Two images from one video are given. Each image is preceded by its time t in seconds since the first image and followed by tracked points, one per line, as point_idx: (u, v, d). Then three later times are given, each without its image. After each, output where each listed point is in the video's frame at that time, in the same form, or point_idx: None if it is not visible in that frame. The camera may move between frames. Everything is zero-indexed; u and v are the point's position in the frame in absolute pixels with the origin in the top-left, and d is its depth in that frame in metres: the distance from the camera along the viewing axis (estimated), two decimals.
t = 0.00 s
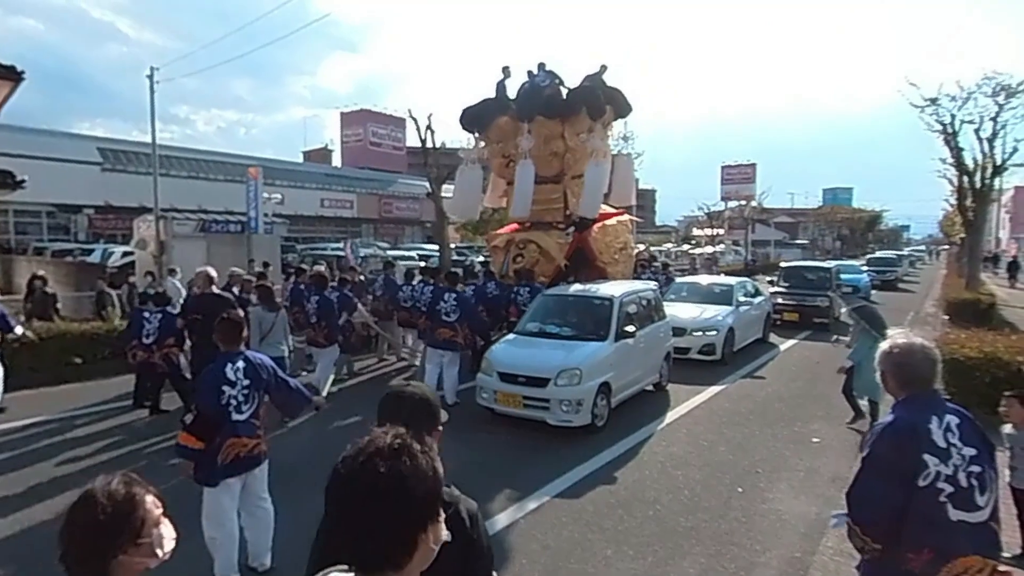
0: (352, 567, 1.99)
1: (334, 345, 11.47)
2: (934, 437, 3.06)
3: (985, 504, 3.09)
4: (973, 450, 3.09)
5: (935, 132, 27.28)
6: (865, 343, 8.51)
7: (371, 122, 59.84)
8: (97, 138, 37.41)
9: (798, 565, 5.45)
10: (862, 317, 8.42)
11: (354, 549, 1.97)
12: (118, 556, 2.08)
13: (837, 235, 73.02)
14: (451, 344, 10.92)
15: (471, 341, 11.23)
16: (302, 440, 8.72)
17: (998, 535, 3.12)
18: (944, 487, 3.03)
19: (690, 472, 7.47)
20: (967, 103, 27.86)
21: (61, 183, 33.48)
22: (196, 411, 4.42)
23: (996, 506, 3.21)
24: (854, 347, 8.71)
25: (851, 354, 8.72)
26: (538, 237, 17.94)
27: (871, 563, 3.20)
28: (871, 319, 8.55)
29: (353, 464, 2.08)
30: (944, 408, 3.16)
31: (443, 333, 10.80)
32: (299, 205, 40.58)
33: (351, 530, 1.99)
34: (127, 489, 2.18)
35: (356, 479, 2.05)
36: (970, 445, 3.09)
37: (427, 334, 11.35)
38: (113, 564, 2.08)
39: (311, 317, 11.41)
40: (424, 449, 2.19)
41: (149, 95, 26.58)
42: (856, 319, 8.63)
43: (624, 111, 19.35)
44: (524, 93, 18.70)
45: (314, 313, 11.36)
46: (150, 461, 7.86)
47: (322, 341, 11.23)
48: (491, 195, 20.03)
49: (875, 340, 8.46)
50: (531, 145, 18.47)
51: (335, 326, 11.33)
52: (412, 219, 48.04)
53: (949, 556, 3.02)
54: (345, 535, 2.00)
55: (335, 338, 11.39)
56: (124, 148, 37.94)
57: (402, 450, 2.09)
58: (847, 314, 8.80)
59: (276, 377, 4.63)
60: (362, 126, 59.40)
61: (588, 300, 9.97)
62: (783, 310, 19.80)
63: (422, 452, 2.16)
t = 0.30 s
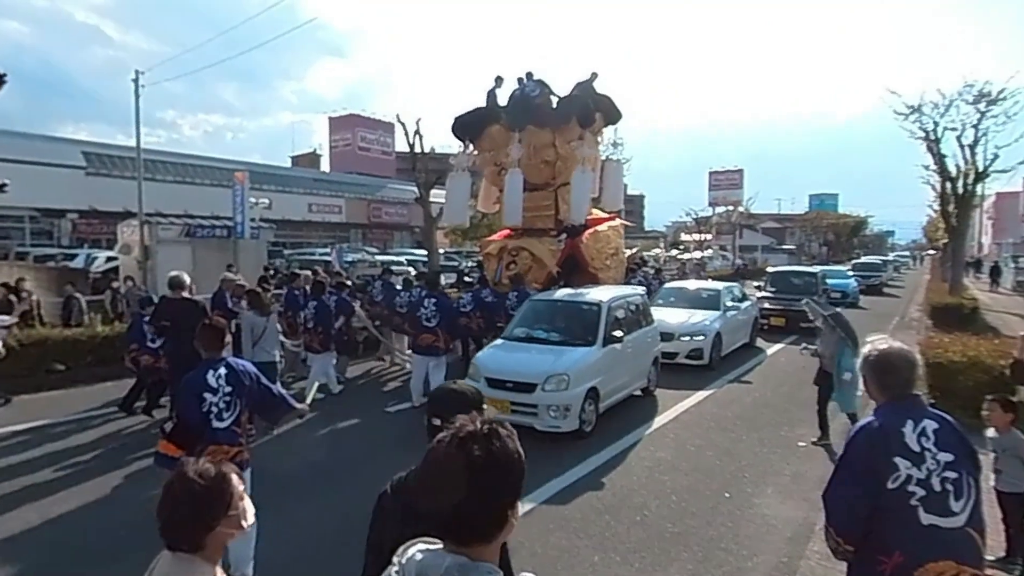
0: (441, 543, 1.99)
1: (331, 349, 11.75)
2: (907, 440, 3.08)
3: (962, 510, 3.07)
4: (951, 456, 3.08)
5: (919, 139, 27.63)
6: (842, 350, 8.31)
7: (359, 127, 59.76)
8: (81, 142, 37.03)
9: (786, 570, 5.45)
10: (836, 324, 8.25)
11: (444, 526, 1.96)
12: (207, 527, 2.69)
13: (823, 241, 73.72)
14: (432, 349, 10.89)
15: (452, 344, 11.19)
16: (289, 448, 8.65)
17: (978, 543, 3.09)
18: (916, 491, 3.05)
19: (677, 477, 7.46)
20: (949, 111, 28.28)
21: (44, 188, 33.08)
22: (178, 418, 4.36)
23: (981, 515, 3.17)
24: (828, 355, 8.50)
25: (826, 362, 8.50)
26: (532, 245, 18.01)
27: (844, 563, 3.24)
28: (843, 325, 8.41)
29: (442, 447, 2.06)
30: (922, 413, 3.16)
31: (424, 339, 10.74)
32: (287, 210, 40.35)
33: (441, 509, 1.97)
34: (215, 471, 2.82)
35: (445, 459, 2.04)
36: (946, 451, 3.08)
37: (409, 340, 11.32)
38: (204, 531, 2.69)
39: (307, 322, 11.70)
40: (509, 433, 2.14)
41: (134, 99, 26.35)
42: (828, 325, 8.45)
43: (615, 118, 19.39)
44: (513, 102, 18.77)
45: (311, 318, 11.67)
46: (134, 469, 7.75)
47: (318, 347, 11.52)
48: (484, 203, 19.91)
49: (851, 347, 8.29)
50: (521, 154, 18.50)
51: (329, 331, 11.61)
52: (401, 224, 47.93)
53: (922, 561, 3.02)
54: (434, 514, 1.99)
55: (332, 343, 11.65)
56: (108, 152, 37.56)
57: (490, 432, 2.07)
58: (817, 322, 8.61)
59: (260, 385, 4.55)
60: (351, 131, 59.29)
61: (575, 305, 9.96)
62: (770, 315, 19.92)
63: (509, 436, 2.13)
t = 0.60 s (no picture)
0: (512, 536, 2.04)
1: (329, 351, 11.75)
2: (882, 434, 3.13)
3: (934, 506, 3.09)
4: (928, 454, 3.10)
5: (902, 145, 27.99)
6: (825, 347, 8.04)
7: (348, 131, 59.55)
8: (64, 145, 36.55)
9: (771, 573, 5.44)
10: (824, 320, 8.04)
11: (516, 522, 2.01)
12: (267, 515, 2.84)
13: (809, 246, 74.41)
14: (412, 352, 10.84)
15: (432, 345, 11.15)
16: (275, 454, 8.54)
17: (951, 542, 3.09)
18: (887, 483, 3.10)
19: (663, 482, 7.44)
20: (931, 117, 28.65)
21: (26, 191, 32.60)
22: (154, 424, 4.28)
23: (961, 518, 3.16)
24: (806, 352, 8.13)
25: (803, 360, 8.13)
26: (522, 249, 17.93)
27: (817, 552, 3.32)
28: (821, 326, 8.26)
29: (515, 440, 2.09)
30: (902, 410, 3.20)
31: (404, 344, 10.71)
32: (274, 214, 40.04)
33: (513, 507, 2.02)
34: (275, 464, 2.96)
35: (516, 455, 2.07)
36: (924, 448, 3.11)
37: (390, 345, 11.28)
38: (264, 519, 2.85)
39: (304, 326, 11.66)
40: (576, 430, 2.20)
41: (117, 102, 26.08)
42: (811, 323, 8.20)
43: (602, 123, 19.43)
44: (503, 109, 18.70)
45: (308, 322, 11.62)
46: (117, 475, 7.64)
47: (317, 349, 11.50)
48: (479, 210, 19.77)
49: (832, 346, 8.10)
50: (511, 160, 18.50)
51: (327, 334, 11.60)
52: (389, 228, 47.76)
53: (887, 551, 3.08)
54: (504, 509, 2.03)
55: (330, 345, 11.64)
56: (92, 155, 37.09)
57: (564, 427, 2.12)
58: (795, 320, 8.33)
59: (239, 389, 4.48)
60: (339, 135, 59.08)
61: (561, 308, 9.95)
62: (756, 319, 20.02)
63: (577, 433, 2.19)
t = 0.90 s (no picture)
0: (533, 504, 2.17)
1: (320, 354, 11.69)
2: (842, 423, 3.35)
3: (891, 492, 3.23)
4: (887, 443, 3.26)
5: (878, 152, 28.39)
6: (789, 354, 7.81)
7: (331, 135, 59.22)
8: (40, 148, 35.90)
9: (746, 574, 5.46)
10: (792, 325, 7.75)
11: (539, 486, 2.15)
12: (320, 486, 2.95)
13: (789, 251, 75.19)
14: (389, 355, 10.75)
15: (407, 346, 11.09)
16: (250, 459, 8.40)
17: (908, 529, 3.22)
18: (843, 468, 3.30)
19: (642, 485, 7.43)
20: (907, 124, 29.11)
21: None
22: (116, 429, 4.17)
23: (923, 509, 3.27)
24: (770, 358, 7.89)
25: (767, 366, 7.89)
26: (506, 252, 17.94)
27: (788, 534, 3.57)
28: (789, 331, 7.95)
29: (523, 417, 2.25)
30: (867, 403, 3.38)
31: (379, 346, 10.61)
32: (255, 219, 39.60)
33: (539, 471, 2.16)
34: (327, 444, 3.07)
35: (538, 425, 2.23)
36: (884, 438, 3.27)
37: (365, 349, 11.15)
38: (315, 494, 2.96)
39: (293, 328, 11.48)
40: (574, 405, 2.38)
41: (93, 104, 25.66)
42: (778, 328, 7.91)
43: (587, 129, 19.40)
44: (487, 115, 18.74)
45: (297, 324, 11.44)
46: (86, 481, 7.47)
47: (308, 351, 11.44)
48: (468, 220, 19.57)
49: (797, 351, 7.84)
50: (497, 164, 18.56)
51: (317, 336, 11.51)
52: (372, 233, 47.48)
53: (841, 531, 3.27)
54: (530, 475, 2.17)
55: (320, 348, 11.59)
56: (68, 159, 36.46)
57: (565, 402, 2.29)
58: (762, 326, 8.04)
59: (207, 394, 4.38)
60: (322, 139, 58.73)
61: (541, 313, 9.91)
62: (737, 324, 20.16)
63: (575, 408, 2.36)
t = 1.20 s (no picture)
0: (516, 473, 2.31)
1: (314, 358, 11.74)
2: (810, 421, 3.42)
3: (853, 487, 3.27)
4: (852, 441, 3.31)
5: (856, 159, 28.86)
6: (755, 358, 7.91)
7: (313, 140, 58.87)
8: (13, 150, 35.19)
9: None
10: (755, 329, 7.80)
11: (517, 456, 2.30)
12: (366, 467, 3.10)
13: (770, 256, 76.07)
14: (368, 359, 10.66)
15: (388, 351, 11.06)
16: (226, 464, 8.27)
17: (871, 525, 3.24)
18: (809, 463, 3.36)
19: (622, 488, 7.43)
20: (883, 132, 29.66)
21: None
22: (86, 435, 4.09)
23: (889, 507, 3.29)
24: (734, 364, 7.95)
25: (731, 373, 7.93)
26: (490, 254, 18.02)
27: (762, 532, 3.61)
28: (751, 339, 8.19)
29: (508, 394, 2.42)
30: (837, 404, 3.45)
31: (359, 350, 10.52)
32: (235, 223, 39.16)
33: (516, 441, 2.32)
34: (371, 428, 3.23)
35: (520, 401, 2.39)
36: (850, 436, 3.32)
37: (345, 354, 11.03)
38: (361, 473, 3.10)
39: (288, 331, 11.59)
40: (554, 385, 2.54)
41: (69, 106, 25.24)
42: (741, 335, 8.08)
43: (574, 136, 19.53)
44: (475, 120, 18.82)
45: (293, 328, 11.58)
46: (54, 489, 7.29)
47: (304, 354, 11.48)
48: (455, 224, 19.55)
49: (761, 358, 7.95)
50: (483, 168, 18.69)
51: (313, 339, 11.62)
52: (355, 238, 47.20)
53: (806, 523, 3.32)
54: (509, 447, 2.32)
55: (315, 351, 11.66)
56: (43, 162, 35.80)
57: (544, 381, 2.46)
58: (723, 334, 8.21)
59: (180, 399, 4.30)
60: (305, 143, 58.37)
61: (523, 317, 9.91)
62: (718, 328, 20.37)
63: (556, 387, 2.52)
